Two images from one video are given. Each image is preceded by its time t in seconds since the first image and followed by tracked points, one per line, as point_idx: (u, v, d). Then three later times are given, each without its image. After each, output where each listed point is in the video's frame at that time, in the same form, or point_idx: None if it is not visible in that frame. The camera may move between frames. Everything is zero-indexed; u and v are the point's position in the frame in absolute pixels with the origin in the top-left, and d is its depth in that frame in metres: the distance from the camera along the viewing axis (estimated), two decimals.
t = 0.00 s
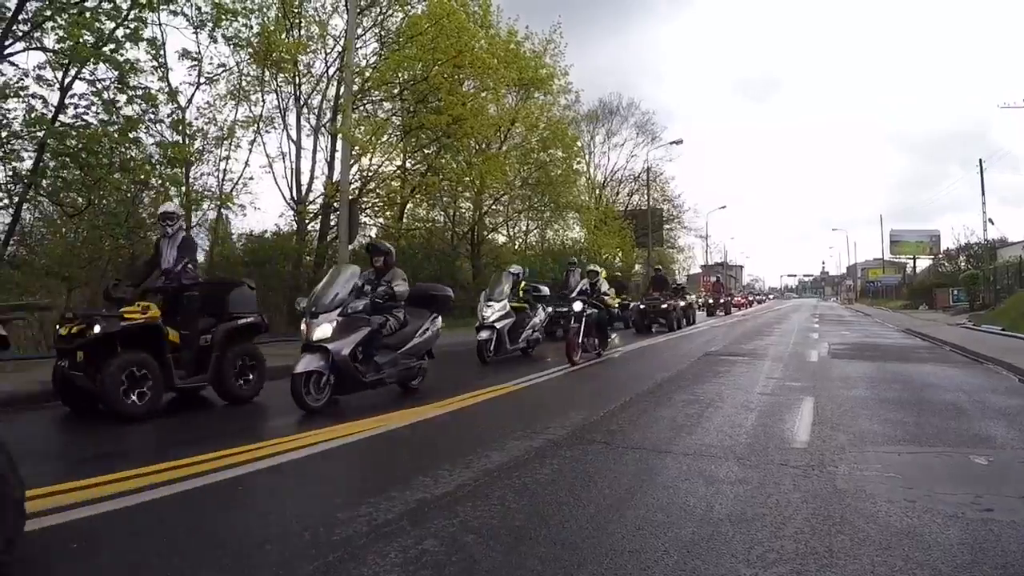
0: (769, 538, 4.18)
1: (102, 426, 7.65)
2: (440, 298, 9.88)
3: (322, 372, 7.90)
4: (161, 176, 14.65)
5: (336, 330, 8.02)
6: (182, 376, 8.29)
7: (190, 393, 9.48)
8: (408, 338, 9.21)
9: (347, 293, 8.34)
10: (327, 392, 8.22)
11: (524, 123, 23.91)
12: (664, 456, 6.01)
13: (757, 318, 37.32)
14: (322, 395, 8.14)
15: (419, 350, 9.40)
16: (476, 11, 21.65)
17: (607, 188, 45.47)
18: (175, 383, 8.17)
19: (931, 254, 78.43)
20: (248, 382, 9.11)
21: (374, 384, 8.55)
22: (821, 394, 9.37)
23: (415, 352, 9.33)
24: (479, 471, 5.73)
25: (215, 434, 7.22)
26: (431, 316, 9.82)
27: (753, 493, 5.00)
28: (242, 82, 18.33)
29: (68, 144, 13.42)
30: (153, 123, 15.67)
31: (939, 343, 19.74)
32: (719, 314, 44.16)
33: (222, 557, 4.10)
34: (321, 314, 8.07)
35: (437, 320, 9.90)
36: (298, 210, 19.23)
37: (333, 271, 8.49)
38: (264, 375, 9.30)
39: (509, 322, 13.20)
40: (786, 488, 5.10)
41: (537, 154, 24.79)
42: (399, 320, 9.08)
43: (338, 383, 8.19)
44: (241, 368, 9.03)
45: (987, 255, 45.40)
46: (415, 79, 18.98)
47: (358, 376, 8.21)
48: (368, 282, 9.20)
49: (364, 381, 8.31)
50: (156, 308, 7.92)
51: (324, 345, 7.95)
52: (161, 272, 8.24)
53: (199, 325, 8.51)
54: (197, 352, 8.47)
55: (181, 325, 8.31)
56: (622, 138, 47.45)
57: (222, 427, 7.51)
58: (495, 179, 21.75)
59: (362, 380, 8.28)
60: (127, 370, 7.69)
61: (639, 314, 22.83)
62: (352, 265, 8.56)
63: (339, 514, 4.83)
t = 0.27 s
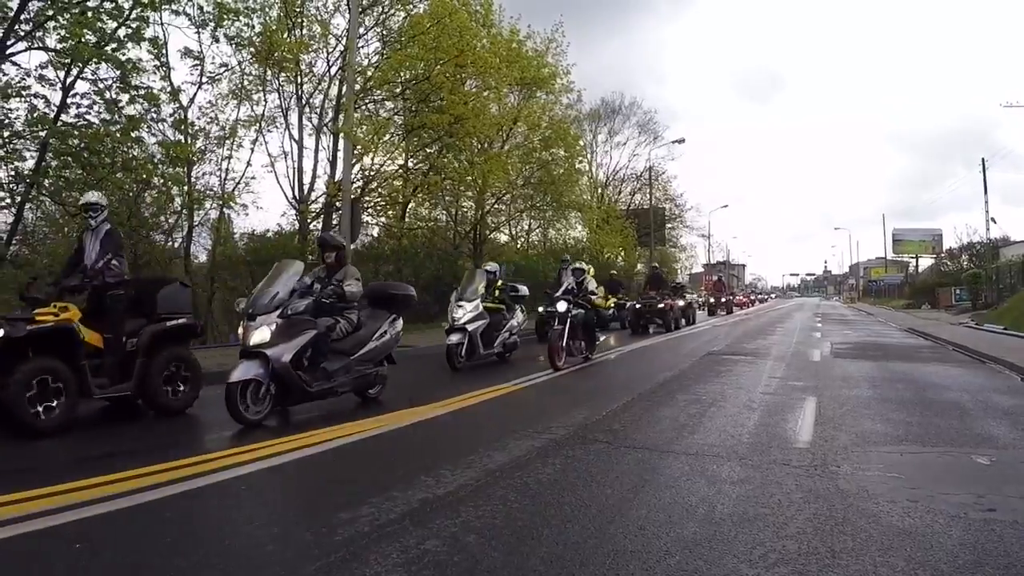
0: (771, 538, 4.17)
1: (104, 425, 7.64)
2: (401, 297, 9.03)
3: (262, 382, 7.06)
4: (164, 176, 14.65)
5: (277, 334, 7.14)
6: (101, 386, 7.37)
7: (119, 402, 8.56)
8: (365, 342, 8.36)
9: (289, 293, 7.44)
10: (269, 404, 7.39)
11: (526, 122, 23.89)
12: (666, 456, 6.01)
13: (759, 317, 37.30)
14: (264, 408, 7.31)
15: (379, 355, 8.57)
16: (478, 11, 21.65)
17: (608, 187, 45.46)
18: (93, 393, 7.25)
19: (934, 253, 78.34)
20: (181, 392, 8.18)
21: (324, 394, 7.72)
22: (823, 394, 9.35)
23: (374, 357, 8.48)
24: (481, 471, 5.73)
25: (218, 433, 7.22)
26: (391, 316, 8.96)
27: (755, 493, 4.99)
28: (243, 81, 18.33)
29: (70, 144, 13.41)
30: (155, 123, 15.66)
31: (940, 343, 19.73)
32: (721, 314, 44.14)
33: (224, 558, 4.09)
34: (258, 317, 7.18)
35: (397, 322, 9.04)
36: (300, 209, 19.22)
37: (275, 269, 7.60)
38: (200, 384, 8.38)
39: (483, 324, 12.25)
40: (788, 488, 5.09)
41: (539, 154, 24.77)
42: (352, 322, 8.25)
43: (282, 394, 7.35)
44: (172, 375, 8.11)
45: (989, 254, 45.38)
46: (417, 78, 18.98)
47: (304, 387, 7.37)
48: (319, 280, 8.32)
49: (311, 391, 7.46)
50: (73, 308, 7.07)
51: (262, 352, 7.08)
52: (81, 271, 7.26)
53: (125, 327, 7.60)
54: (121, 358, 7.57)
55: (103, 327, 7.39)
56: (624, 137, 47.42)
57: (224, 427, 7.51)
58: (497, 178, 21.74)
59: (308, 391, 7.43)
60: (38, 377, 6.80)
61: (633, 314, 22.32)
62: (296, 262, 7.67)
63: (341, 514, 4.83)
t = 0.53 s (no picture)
0: (769, 541, 4.16)
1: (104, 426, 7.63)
2: (349, 299, 8.24)
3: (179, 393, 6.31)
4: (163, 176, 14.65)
5: (198, 339, 6.39)
6: (4, 396, 7.04)
7: (33, 421, 8.15)
8: (305, 348, 7.54)
9: (212, 293, 6.67)
10: (189, 417, 6.61)
11: (525, 122, 23.88)
12: (665, 458, 6.00)
13: (758, 318, 37.30)
14: (182, 423, 6.53)
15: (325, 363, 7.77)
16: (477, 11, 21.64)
17: (608, 188, 45.46)
18: None
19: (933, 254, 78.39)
20: (94, 407, 7.80)
21: (254, 407, 6.90)
22: (822, 395, 9.35)
23: (318, 365, 7.67)
24: (480, 473, 5.72)
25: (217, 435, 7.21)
26: (339, 319, 8.14)
27: (754, 495, 4.99)
28: (242, 82, 18.31)
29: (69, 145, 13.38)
30: (154, 123, 15.64)
31: (940, 343, 19.72)
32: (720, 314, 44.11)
33: (221, 561, 4.08)
34: (176, 320, 6.42)
35: (346, 326, 8.22)
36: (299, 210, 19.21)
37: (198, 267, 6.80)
38: (116, 401, 8.02)
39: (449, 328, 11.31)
40: (787, 490, 5.09)
41: (538, 154, 24.76)
42: (289, 325, 7.49)
43: (203, 406, 6.59)
44: (83, 386, 7.77)
45: (988, 255, 45.39)
46: (416, 79, 18.97)
47: (229, 399, 6.59)
48: (254, 282, 7.53)
49: (237, 404, 6.71)
50: None
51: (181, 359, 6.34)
52: None
53: (32, 331, 7.39)
54: (27, 366, 7.29)
55: (9, 332, 7.16)
56: (624, 137, 47.40)
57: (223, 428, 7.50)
58: (496, 179, 21.73)
59: (232, 404, 6.63)
60: None
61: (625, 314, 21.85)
62: (220, 260, 6.86)
63: (339, 516, 4.82)
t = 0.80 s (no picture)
0: (769, 543, 4.16)
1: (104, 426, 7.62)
2: (284, 300, 7.47)
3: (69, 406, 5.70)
4: (163, 177, 14.64)
5: (91, 345, 5.78)
6: None
7: None
8: (227, 357, 6.82)
9: (111, 294, 6.08)
10: (88, 434, 6.00)
11: (526, 123, 23.87)
12: (665, 460, 6.00)
13: (758, 318, 37.25)
14: (79, 441, 5.92)
15: (252, 372, 7.04)
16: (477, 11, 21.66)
17: (608, 188, 45.45)
18: None
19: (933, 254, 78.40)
20: None
21: (165, 423, 6.26)
22: (822, 396, 9.35)
23: (243, 375, 6.97)
24: (480, 475, 5.72)
25: (218, 434, 7.20)
26: (271, 324, 7.39)
27: (753, 497, 4.98)
28: (242, 82, 18.30)
29: (69, 145, 13.38)
30: (154, 123, 15.61)
31: (941, 344, 19.73)
32: (720, 315, 44.09)
33: (220, 563, 4.07)
34: (69, 324, 5.84)
35: (281, 332, 7.47)
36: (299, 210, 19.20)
37: (101, 264, 6.23)
38: (21, 416, 6.82)
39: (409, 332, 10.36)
40: (786, 492, 5.08)
41: (538, 155, 24.76)
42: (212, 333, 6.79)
43: (102, 422, 5.98)
44: None
45: (988, 256, 45.43)
46: (416, 79, 18.98)
47: (128, 415, 5.96)
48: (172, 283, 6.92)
49: (140, 420, 6.07)
50: None
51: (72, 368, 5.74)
52: None
53: None
54: None
55: None
56: (624, 137, 47.37)
57: (222, 428, 7.48)
58: (496, 179, 21.73)
59: (132, 421, 5.98)
60: None
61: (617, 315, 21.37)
62: (123, 258, 6.28)
63: (338, 518, 4.82)
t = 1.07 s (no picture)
0: (770, 544, 4.16)
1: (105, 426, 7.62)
2: (195, 301, 6.45)
3: None
4: (164, 178, 14.65)
5: None
6: None
7: None
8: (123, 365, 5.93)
9: None
10: None
11: (526, 123, 23.86)
12: (666, 461, 5.99)
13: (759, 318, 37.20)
14: None
15: (150, 386, 6.09)
16: (478, 11, 21.66)
17: (608, 188, 45.43)
18: None
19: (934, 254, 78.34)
20: None
21: (40, 443, 5.42)
22: (823, 396, 9.34)
23: (144, 387, 6.05)
24: (480, 476, 5.72)
25: (219, 435, 7.20)
26: (178, 329, 6.42)
27: (754, 498, 4.98)
28: (243, 83, 18.31)
29: (70, 146, 13.39)
30: (154, 124, 15.60)
31: (942, 344, 19.73)
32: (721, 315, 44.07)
33: (221, 564, 4.07)
34: None
35: (189, 337, 6.47)
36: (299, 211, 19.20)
37: None
38: None
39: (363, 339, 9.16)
40: (787, 493, 5.08)
41: (539, 155, 24.75)
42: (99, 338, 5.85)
43: None
44: None
45: (989, 256, 45.41)
46: (417, 79, 18.99)
47: None
48: (57, 280, 5.94)
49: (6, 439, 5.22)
50: None
51: None
52: None
53: None
54: None
55: None
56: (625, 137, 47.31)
57: (223, 429, 7.48)
58: (497, 179, 21.72)
59: (0, 441, 5.19)
60: None
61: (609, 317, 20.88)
62: None
63: (339, 519, 4.82)
